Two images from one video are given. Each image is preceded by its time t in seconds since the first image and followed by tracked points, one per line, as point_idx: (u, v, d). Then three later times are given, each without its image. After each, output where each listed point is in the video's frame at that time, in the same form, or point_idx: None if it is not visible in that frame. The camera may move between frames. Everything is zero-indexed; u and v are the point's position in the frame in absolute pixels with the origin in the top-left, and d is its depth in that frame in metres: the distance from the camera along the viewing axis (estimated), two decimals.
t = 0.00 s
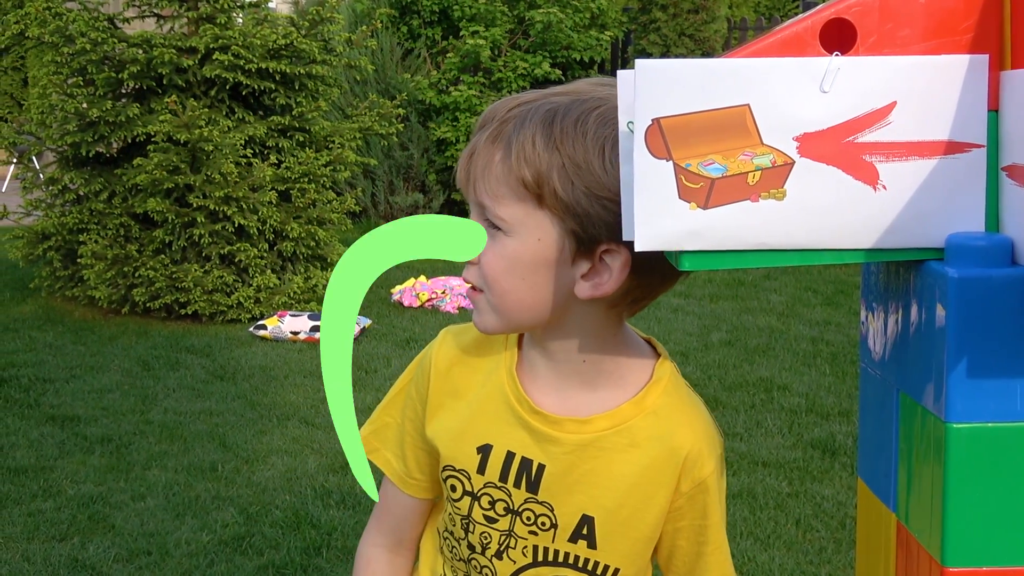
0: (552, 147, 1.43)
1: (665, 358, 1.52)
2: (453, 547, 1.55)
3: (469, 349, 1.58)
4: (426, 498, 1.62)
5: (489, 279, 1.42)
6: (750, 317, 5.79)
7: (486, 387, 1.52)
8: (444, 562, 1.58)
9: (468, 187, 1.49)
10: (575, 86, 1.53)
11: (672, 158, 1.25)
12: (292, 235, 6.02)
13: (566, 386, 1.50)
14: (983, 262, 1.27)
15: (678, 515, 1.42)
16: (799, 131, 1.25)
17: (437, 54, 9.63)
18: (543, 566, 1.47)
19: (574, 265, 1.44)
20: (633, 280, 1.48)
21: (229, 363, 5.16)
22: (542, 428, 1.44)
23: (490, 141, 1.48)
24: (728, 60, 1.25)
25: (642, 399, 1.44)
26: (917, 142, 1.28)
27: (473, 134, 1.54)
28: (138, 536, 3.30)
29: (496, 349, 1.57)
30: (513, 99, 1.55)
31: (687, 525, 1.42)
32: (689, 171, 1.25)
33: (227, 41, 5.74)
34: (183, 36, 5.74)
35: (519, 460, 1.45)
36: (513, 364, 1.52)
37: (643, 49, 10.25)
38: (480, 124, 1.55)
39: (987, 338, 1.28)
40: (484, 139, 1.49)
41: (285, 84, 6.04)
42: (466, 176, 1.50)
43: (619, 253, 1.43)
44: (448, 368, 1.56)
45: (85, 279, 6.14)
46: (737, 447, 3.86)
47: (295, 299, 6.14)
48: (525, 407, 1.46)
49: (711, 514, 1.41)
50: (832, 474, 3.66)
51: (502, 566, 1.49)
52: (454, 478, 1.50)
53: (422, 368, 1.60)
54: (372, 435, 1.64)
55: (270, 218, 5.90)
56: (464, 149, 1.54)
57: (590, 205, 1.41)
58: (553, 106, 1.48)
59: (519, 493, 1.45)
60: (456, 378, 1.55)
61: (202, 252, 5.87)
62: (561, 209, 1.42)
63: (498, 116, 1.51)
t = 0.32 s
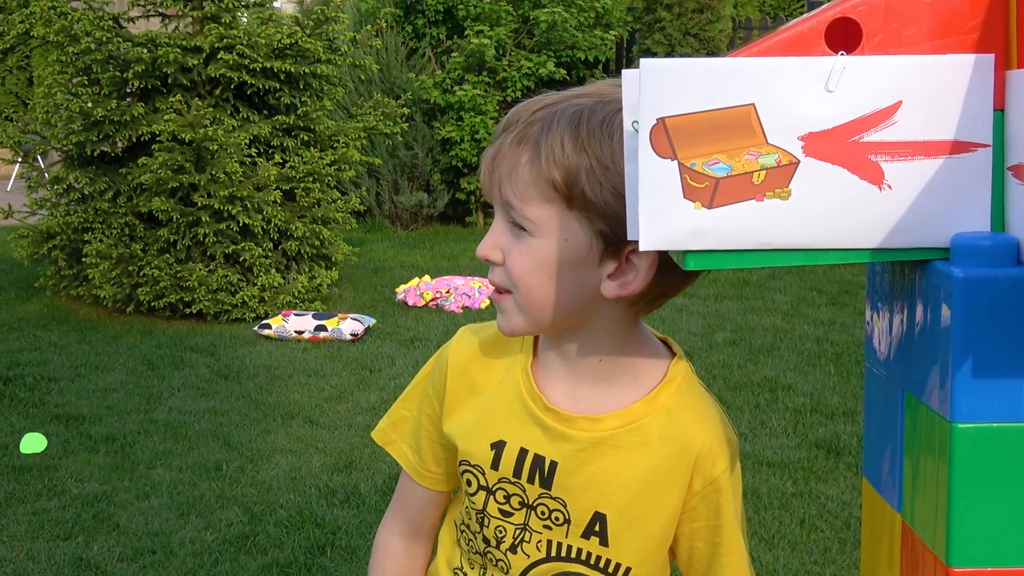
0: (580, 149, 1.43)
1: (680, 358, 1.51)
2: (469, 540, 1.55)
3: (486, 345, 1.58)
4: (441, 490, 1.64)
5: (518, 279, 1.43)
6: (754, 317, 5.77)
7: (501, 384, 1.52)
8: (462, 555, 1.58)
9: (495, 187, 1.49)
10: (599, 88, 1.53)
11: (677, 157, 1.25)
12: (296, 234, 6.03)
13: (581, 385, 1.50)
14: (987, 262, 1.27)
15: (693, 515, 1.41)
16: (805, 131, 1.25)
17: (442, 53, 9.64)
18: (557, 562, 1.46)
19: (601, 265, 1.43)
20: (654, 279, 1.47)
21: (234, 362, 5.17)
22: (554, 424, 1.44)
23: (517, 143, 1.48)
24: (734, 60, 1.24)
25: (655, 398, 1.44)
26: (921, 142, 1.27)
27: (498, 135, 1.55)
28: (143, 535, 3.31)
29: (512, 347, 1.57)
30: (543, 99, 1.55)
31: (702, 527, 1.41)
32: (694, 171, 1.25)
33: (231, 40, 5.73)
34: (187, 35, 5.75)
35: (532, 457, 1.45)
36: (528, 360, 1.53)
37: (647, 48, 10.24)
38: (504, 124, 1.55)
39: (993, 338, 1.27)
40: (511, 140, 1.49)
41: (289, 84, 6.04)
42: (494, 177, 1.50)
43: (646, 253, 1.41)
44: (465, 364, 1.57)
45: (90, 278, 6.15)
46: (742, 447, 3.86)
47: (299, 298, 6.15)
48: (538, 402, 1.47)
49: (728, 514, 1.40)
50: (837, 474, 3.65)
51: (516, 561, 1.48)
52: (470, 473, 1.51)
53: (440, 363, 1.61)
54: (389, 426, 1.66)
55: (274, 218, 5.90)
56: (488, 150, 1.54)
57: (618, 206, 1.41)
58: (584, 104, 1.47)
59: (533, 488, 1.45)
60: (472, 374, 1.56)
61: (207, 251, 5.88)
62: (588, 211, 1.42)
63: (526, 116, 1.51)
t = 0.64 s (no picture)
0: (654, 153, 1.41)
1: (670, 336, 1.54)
2: (477, 542, 1.55)
3: (473, 348, 1.57)
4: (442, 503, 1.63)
5: (592, 287, 1.38)
6: (757, 316, 5.77)
7: (496, 386, 1.51)
8: (466, 556, 1.57)
9: (546, 190, 1.40)
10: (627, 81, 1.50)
11: (680, 155, 1.24)
12: (299, 233, 6.03)
13: (581, 380, 1.48)
14: (992, 260, 1.26)
15: (705, 490, 1.48)
16: (808, 129, 1.25)
17: (445, 52, 9.66)
18: (573, 552, 1.47)
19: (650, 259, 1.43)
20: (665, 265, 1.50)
21: (238, 361, 5.17)
22: (558, 419, 1.45)
23: (574, 141, 1.40)
24: (738, 58, 1.24)
25: (654, 377, 1.47)
26: (924, 139, 1.27)
27: (526, 132, 1.45)
28: (146, 534, 3.31)
29: (498, 348, 1.56)
30: (562, 95, 1.48)
31: (716, 499, 1.48)
32: (697, 169, 1.25)
33: (235, 40, 5.75)
34: (191, 35, 5.76)
35: (539, 455, 1.45)
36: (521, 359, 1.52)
37: (651, 48, 10.26)
38: (530, 120, 1.46)
39: (997, 335, 1.27)
40: (557, 140, 1.41)
41: (293, 83, 6.05)
42: (542, 178, 1.41)
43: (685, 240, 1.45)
44: (456, 370, 1.55)
45: (93, 277, 6.15)
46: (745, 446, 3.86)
47: (302, 298, 6.15)
48: (542, 400, 1.47)
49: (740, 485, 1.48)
50: (840, 472, 3.65)
51: (532, 555, 1.49)
52: (476, 476, 1.50)
53: (426, 373, 1.59)
54: (378, 447, 1.65)
55: (278, 217, 5.91)
56: (520, 149, 1.44)
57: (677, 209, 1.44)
58: (616, 102, 1.45)
59: (544, 483, 1.45)
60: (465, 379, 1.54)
61: (210, 250, 5.88)
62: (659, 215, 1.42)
63: (563, 114, 1.44)
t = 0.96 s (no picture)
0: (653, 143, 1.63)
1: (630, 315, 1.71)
2: (474, 552, 1.65)
3: (440, 365, 1.64)
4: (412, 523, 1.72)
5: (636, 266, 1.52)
6: (759, 315, 5.77)
7: (474, 397, 1.61)
8: (457, 564, 1.68)
9: (589, 179, 1.53)
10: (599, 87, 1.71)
11: (684, 154, 1.24)
12: (302, 232, 6.04)
13: (562, 370, 1.63)
14: (997, 259, 1.25)
15: (687, 452, 1.66)
16: (812, 128, 1.24)
17: (448, 51, 9.66)
18: (576, 541, 1.61)
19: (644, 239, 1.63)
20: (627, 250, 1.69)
21: (239, 360, 5.17)
22: (549, 415, 1.58)
23: (601, 135, 1.56)
24: (741, 57, 1.24)
25: (631, 357, 1.63)
26: (928, 139, 1.27)
27: (550, 127, 1.58)
28: (148, 533, 3.31)
29: (468, 361, 1.64)
30: (561, 96, 1.64)
31: (694, 461, 1.67)
32: (702, 168, 1.25)
33: (237, 38, 5.76)
34: (193, 33, 5.76)
35: (535, 454, 1.57)
36: (497, 366, 1.62)
37: (653, 47, 10.24)
38: (547, 116, 1.59)
39: (1002, 335, 1.26)
40: (584, 134, 1.56)
41: (295, 81, 6.05)
42: (582, 169, 1.54)
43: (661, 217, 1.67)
44: (427, 389, 1.62)
45: (95, 276, 6.15)
46: (747, 446, 3.86)
47: (305, 296, 6.15)
48: (531, 401, 1.58)
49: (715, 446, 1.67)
50: (842, 472, 3.65)
51: (536, 550, 1.62)
52: (472, 488, 1.60)
53: (393, 395, 1.65)
54: (346, 478, 1.73)
55: (280, 215, 5.90)
56: (550, 141, 1.56)
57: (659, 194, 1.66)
58: (610, 102, 1.64)
59: (543, 481, 1.58)
60: (438, 396, 1.62)
61: (213, 248, 5.88)
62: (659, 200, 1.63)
63: (577, 113, 1.59)
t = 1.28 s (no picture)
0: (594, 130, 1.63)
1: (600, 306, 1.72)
2: (479, 562, 1.64)
3: (420, 383, 1.62)
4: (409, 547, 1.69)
5: (591, 257, 1.51)
6: (761, 317, 5.77)
7: (459, 409, 1.59)
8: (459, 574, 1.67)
9: (535, 179, 1.52)
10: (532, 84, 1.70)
11: (697, 155, 1.25)
12: (304, 229, 6.03)
13: (540, 370, 1.61)
14: (1011, 263, 1.25)
15: (677, 428, 1.67)
16: (825, 131, 1.24)
17: (451, 50, 9.74)
18: (579, 532, 1.60)
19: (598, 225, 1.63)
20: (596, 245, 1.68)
21: (241, 357, 5.17)
22: (538, 412, 1.56)
23: (540, 132, 1.55)
24: (754, 60, 1.24)
25: (611, 342, 1.63)
26: (942, 142, 1.25)
27: (490, 131, 1.56)
28: (150, 529, 3.31)
29: (447, 374, 1.62)
30: (496, 99, 1.63)
31: (683, 437, 1.68)
32: (714, 170, 1.25)
33: (241, 35, 5.75)
34: (197, 30, 5.76)
35: (531, 452, 1.56)
36: (477, 372, 1.61)
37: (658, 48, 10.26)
38: (486, 122, 1.57)
39: (1016, 339, 1.26)
40: (525, 135, 1.55)
41: (299, 79, 6.04)
42: (527, 170, 1.53)
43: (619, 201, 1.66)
44: (410, 409, 1.60)
45: (97, 272, 6.15)
46: (748, 447, 3.86)
47: (307, 294, 6.14)
48: (519, 401, 1.57)
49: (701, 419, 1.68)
50: (844, 473, 3.66)
51: (541, 549, 1.61)
52: (473, 496, 1.58)
53: (376, 419, 1.63)
54: (337, 511, 1.69)
55: (283, 213, 5.90)
56: (492, 146, 1.54)
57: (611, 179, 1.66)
58: (546, 99, 1.63)
59: (542, 480, 1.57)
60: (423, 413, 1.59)
61: (215, 245, 5.89)
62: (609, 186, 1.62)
63: (514, 115, 1.58)
